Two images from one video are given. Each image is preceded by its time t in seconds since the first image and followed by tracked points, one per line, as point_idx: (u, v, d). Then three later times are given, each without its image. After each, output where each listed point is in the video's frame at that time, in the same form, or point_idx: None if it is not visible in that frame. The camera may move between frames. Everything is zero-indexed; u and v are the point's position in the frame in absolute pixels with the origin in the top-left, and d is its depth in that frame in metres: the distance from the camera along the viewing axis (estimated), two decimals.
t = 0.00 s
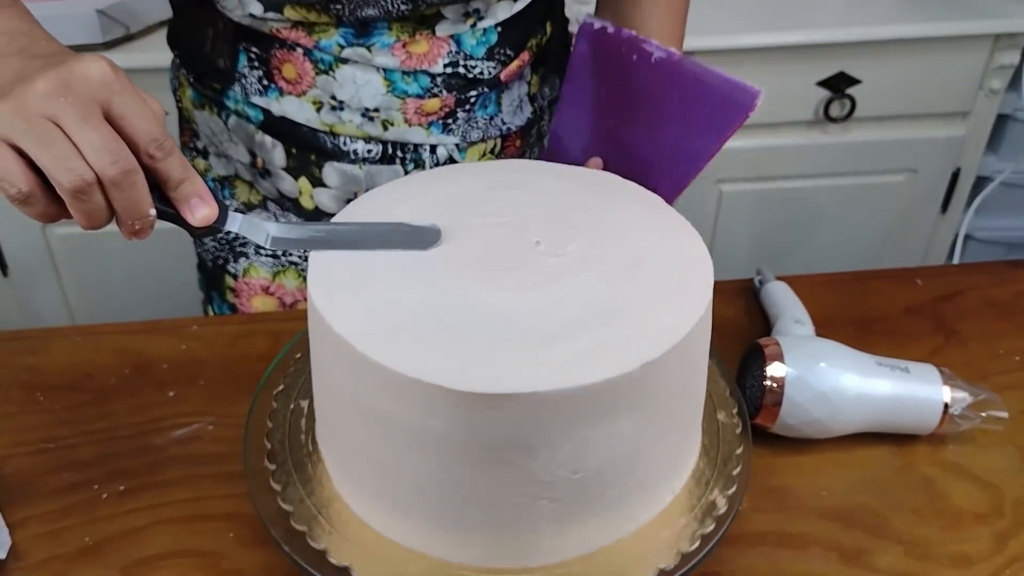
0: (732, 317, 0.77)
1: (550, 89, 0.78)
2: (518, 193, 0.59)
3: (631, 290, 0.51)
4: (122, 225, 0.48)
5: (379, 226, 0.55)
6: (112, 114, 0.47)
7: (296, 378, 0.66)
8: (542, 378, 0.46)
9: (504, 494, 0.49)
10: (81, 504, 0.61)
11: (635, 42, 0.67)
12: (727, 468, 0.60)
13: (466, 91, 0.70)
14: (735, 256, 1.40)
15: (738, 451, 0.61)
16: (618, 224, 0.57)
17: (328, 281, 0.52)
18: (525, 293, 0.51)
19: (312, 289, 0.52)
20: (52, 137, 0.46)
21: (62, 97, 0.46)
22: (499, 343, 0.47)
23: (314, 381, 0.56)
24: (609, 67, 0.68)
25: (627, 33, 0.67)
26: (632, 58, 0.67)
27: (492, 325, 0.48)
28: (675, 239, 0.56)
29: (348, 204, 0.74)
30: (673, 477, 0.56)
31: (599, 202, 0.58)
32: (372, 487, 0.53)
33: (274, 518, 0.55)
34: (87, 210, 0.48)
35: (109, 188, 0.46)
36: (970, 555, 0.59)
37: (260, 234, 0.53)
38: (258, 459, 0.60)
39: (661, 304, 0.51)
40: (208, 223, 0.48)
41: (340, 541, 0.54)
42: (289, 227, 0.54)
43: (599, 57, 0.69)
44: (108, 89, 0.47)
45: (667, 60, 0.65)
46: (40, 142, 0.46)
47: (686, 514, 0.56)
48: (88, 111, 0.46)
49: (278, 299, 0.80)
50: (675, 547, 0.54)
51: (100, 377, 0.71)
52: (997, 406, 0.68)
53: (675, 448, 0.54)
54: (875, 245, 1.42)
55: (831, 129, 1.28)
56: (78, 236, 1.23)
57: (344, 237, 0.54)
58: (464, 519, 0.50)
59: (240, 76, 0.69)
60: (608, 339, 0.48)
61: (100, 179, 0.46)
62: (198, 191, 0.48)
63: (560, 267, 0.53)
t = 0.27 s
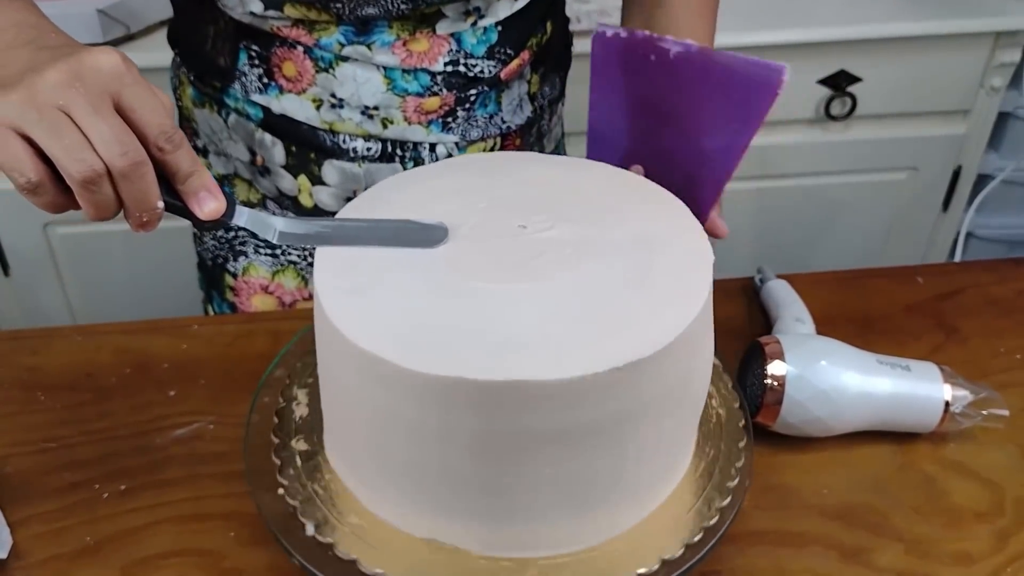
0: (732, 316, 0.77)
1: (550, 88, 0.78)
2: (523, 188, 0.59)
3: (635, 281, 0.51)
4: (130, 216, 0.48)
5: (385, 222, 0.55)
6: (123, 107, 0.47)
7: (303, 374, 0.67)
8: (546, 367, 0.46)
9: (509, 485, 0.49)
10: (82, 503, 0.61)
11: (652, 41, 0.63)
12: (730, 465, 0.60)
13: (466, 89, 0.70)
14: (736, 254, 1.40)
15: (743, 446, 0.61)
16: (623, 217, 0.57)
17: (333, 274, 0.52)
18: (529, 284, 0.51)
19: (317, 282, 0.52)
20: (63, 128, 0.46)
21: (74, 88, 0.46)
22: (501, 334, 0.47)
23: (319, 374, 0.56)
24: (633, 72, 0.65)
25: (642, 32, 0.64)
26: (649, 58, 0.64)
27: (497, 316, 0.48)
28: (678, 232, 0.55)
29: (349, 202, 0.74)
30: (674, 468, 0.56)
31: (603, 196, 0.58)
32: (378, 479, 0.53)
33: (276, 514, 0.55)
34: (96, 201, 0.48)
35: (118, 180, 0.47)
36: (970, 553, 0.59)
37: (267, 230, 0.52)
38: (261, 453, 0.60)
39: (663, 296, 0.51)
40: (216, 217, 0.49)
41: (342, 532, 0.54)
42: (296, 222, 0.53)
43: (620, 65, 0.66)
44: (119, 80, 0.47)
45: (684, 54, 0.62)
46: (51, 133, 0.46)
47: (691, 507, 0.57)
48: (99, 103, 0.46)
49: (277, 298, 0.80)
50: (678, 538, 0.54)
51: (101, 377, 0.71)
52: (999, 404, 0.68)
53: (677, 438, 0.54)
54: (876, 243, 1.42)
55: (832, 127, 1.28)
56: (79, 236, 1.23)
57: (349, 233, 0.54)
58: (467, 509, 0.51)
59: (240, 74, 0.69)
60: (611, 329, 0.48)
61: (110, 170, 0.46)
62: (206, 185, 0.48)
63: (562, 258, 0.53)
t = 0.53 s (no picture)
0: (733, 314, 0.77)
1: (555, 85, 0.78)
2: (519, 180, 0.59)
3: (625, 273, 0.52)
4: (134, 212, 0.48)
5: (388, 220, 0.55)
6: (129, 102, 0.48)
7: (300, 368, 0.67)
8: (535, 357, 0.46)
9: (499, 476, 0.49)
10: (83, 503, 0.61)
11: (683, 65, 0.63)
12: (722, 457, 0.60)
13: (473, 88, 0.70)
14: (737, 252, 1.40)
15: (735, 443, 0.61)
16: (614, 209, 0.57)
17: (327, 263, 0.52)
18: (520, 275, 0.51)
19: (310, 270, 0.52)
20: (70, 121, 0.46)
21: (81, 82, 0.46)
22: (489, 324, 0.48)
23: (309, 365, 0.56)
24: (665, 96, 0.66)
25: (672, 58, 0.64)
26: (682, 82, 0.64)
27: (490, 308, 0.48)
28: (668, 224, 0.55)
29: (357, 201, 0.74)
30: (664, 457, 0.56)
31: (593, 188, 0.58)
32: (371, 469, 0.53)
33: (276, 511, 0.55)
34: (102, 197, 0.47)
35: (125, 175, 0.47)
36: (972, 551, 0.59)
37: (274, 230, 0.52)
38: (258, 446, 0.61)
39: (654, 287, 0.51)
40: (222, 214, 0.49)
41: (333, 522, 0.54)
42: (301, 220, 0.54)
43: (649, 88, 0.66)
44: (126, 76, 0.48)
45: (721, 76, 0.62)
46: (58, 126, 0.46)
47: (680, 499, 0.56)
48: (106, 97, 0.47)
49: (285, 297, 0.80)
50: (669, 528, 0.54)
51: (102, 376, 0.71)
52: (1000, 402, 0.68)
53: (666, 428, 0.55)
54: (877, 240, 1.42)
55: (832, 124, 1.28)
56: (80, 235, 1.23)
57: (354, 232, 0.54)
58: (456, 500, 0.51)
59: (247, 74, 0.69)
60: (602, 321, 0.48)
61: (117, 165, 0.46)
62: (211, 182, 0.49)
63: (553, 249, 0.53)
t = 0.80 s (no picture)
0: (734, 312, 0.77)
1: (557, 84, 0.78)
2: (513, 181, 0.59)
3: (615, 273, 0.52)
4: (130, 203, 0.48)
5: (385, 216, 0.55)
6: (127, 94, 0.48)
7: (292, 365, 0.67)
8: (534, 357, 0.46)
9: (495, 478, 0.49)
10: (85, 501, 0.62)
11: (642, 40, 0.64)
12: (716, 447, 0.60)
13: (476, 86, 0.70)
14: (738, 250, 1.40)
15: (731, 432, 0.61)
16: (604, 209, 0.57)
17: (314, 265, 0.52)
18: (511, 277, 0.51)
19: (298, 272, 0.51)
20: (67, 112, 0.46)
21: (78, 73, 0.46)
22: (486, 326, 0.47)
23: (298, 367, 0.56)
24: (620, 72, 0.66)
25: (636, 32, 0.65)
26: (637, 56, 0.64)
27: (484, 309, 0.48)
28: (658, 222, 0.56)
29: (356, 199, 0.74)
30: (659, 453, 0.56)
31: (581, 188, 0.58)
32: (358, 471, 0.53)
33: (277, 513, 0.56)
34: (97, 188, 0.48)
35: (120, 166, 0.47)
36: (973, 549, 0.59)
37: (269, 224, 0.53)
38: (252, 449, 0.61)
39: (645, 286, 0.51)
40: (218, 207, 0.48)
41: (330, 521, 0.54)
42: (296, 215, 0.54)
43: (610, 64, 0.66)
44: (124, 67, 0.48)
45: (669, 54, 0.63)
46: (55, 116, 0.46)
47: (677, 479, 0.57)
48: (104, 88, 0.47)
49: (285, 296, 0.80)
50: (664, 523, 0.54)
51: (103, 374, 0.71)
52: (1001, 399, 0.68)
53: (660, 427, 0.54)
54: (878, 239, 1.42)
55: (833, 123, 1.28)
56: (81, 234, 1.23)
57: (350, 228, 0.54)
58: (451, 503, 0.51)
59: (249, 72, 0.69)
60: (596, 322, 0.48)
61: (113, 156, 0.46)
62: (208, 174, 0.48)
63: (544, 252, 0.53)
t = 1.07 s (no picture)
0: (734, 311, 0.77)
1: (557, 84, 0.78)
2: (509, 187, 0.59)
3: (611, 280, 0.51)
4: (130, 202, 0.48)
5: (387, 216, 0.55)
6: (128, 91, 0.47)
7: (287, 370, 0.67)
8: (533, 364, 0.46)
9: (488, 486, 0.49)
10: (84, 500, 0.61)
11: (677, 54, 0.63)
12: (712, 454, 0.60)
13: (476, 85, 0.69)
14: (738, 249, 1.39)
15: (725, 436, 0.62)
16: (596, 216, 0.56)
17: (304, 269, 0.52)
18: (501, 282, 0.50)
19: (289, 275, 0.52)
20: (67, 108, 0.46)
21: (79, 70, 0.46)
22: (484, 333, 0.47)
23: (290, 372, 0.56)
24: (662, 92, 0.66)
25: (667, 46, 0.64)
26: (677, 71, 0.64)
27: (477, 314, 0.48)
28: (651, 228, 0.56)
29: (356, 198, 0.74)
30: (653, 464, 0.56)
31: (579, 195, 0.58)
32: (348, 479, 0.53)
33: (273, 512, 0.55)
34: (97, 185, 0.47)
35: (121, 164, 0.46)
36: (974, 548, 0.59)
37: (269, 222, 0.53)
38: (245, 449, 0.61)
39: (643, 293, 0.51)
40: (218, 206, 0.48)
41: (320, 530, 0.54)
42: (296, 213, 0.54)
43: (647, 80, 0.66)
44: (125, 64, 0.48)
45: (710, 65, 0.62)
46: (55, 113, 0.46)
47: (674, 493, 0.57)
48: (105, 85, 0.47)
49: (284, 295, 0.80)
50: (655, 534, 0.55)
51: (102, 373, 0.71)
52: (1002, 398, 0.68)
53: (654, 440, 0.55)
54: (878, 238, 1.42)
55: (833, 121, 1.27)
56: (79, 233, 1.23)
57: (349, 228, 0.54)
58: (442, 510, 0.50)
59: (249, 70, 0.69)
60: (591, 328, 0.48)
61: (113, 153, 0.46)
62: (208, 173, 0.48)
63: (540, 257, 0.52)
